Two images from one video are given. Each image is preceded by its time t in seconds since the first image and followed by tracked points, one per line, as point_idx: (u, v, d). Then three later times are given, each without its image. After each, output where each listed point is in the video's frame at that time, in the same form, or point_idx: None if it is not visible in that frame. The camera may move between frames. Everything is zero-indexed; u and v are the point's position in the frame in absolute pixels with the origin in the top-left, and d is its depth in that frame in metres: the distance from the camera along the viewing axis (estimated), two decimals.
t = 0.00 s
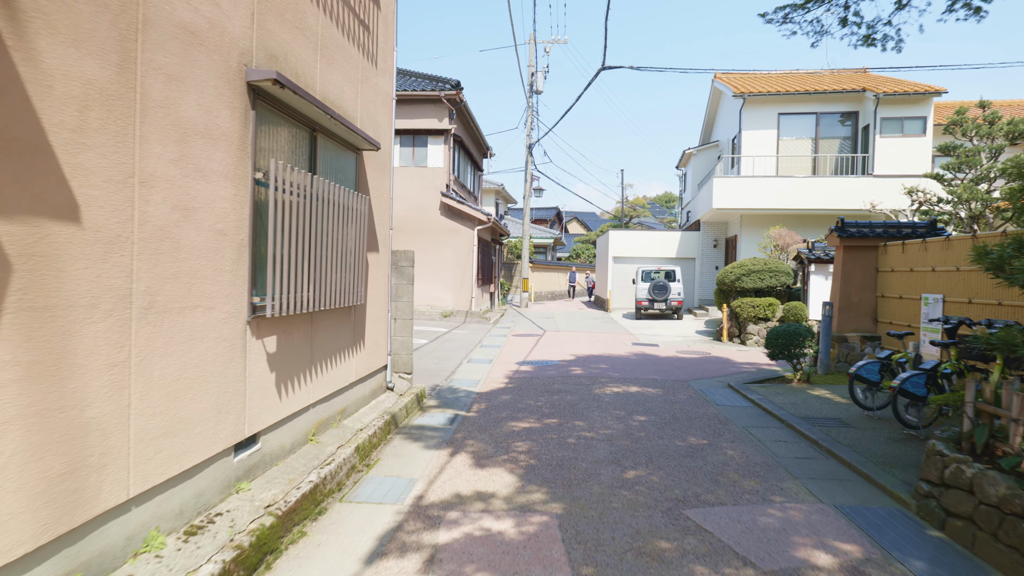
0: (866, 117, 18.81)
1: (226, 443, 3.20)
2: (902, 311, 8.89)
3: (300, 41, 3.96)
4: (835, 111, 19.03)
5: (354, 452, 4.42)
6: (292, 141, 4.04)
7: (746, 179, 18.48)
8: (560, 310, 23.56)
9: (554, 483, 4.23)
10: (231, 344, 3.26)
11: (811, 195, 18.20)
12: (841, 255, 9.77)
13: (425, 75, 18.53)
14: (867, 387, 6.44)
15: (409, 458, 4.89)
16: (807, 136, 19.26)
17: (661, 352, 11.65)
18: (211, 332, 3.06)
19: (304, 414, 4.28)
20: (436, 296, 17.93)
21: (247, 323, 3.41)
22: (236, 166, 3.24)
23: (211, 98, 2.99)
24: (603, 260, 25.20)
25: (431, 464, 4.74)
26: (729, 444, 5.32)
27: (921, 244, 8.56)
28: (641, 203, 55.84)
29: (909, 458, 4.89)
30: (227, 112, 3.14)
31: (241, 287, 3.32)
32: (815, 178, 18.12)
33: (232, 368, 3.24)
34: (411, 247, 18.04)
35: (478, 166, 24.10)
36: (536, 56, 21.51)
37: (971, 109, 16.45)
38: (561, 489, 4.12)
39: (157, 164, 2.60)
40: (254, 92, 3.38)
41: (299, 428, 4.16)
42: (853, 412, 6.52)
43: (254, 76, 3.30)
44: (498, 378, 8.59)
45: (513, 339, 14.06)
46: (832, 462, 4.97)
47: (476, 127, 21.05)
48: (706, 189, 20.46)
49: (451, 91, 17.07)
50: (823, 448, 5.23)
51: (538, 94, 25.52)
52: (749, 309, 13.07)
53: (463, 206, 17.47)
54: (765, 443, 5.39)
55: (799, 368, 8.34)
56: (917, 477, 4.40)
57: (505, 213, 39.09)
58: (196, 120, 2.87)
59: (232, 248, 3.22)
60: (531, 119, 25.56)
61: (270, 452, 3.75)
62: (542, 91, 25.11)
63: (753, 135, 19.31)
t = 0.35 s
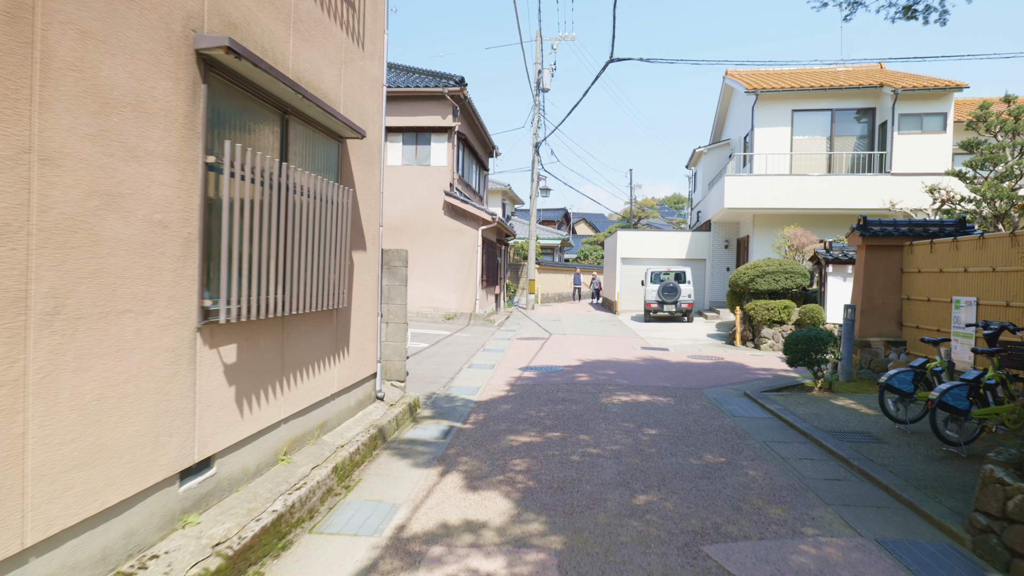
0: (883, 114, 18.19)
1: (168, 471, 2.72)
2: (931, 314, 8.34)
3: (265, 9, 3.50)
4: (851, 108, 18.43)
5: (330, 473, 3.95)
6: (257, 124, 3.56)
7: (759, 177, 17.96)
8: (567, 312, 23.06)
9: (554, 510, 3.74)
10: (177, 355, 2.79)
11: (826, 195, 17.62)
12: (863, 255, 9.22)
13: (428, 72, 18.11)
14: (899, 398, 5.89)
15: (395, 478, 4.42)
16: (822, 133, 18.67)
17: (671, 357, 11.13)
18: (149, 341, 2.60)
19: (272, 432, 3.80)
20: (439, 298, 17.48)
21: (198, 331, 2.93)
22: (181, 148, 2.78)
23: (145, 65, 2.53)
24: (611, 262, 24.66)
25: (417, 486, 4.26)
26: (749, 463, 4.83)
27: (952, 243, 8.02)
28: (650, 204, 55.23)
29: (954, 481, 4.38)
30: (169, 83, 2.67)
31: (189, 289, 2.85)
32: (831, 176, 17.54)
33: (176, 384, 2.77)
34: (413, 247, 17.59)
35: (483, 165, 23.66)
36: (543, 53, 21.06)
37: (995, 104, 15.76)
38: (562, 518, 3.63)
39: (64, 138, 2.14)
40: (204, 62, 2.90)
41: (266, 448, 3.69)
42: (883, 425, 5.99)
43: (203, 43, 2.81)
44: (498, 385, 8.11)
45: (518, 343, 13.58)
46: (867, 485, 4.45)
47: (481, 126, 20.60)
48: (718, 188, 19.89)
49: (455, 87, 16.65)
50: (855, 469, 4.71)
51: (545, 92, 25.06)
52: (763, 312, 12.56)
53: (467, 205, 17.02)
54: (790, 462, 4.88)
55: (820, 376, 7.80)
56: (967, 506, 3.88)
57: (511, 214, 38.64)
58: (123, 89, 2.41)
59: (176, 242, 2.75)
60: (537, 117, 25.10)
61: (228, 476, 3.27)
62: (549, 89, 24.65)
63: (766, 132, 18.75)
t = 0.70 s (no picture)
0: (887, 113, 17.71)
1: (77, 515, 2.28)
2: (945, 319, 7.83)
3: None
4: (854, 107, 18.01)
5: (292, 502, 3.51)
6: (205, 108, 3.13)
7: (761, 177, 17.55)
8: (565, 315, 22.64)
9: (543, 546, 3.31)
10: (94, 376, 2.36)
11: (829, 195, 17.20)
12: (873, 257, 8.76)
13: (422, 68, 17.70)
14: (917, 411, 5.43)
15: (367, 504, 3.99)
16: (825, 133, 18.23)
17: (671, 362, 10.70)
18: (52, 361, 2.17)
19: (224, 458, 3.37)
20: (433, 300, 17.04)
21: (121, 346, 2.48)
22: (98, 130, 2.35)
23: (46, 28, 2.11)
24: (610, 264, 24.24)
25: (392, 515, 3.82)
26: (759, 485, 4.41)
27: (966, 244, 7.49)
28: (650, 205, 54.85)
29: (986, 507, 3.98)
30: (79, 53, 2.24)
31: (109, 297, 2.42)
32: (834, 176, 17.12)
33: (92, 411, 2.33)
34: (407, 248, 17.16)
35: (480, 165, 23.26)
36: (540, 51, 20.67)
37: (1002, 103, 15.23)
38: (551, 556, 3.20)
39: None
40: (129, 31, 2.47)
41: (215, 477, 3.25)
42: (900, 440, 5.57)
43: (126, 8, 2.39)
44: (490, 395, 7.67)
45: (513, 347, 13.14)
46: (890, 511, 4.01)
47: (478, 125, 20.21)
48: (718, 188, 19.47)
49: (449, 84, 16.27)
50: (877, 492, 4.28)
51: (543, 90, 24.65)
52: (767, 316, 12.12)
53: (461, 205, 16.59)
54: (803, 484, 4.45)
55: (830, 385, 7.35)
56: (1006, 539, 3.46)
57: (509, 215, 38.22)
58: (12, 55, 1.98)
59: (91, 243, 2.32)
60: (535, 116, 24.70)
61: (164, 513, 2.82)
62: (547, 88, 24.24)
63: (768, 132, 18.35)
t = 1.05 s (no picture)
0: (870, 113, 17.47)
1: None
2: (939, 323, 7.41)
3: None
4: (838, 106, 17.77)
5: (214, 544, 2.99)
6: (95, 75, 2.61)
7: (744, 177, 17.23)
8: (546, 317, 22.13)
9: None
10: None
11: (813, 195, 16.92)
12: (862, 258, 8.34)
13: (399, 62, 17.15)
14: (921, 424, 4.95)
15: (309, 542, 3.45)
16: (808, 132, 17.98)
17: (654, 367, 10.27)
18: None
19: (129, 494, 2.84)
20: (409, 302, 16.46)
21: None
22: None
23: None
24: (591, 265, 23.80)
25: (336, 555, 3.29)
26: (754, 510, 3.95)
27: (962, 244, 7.07)
28: (632, 206, 54.65)
29: (1005, 535, 3.55)
30: None
31: None
32: (817, 176, 16.85)
33: None
34: (381, 248, 16.53)
35: (459, 163, 22.72)
36: (521, 47, 20.25)
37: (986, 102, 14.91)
38: None
39: None
40: None
41: (113, 519, 2.73)
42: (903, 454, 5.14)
43: None
44: (462, 405, 7.14)
45: (491, 351, 12.62)
46: (901, 542, 3.57)
47: (457, 122, 19.69)
48: (701, 188, 19.13)
49: (426, 78, 15.75)
50: (884, 519, 3.84)
51: (524, 88, 24.17)
52: (752, 319, 11.73)
53: (438, 204, 16.05)
54: (802, 508, 4.01)
55: (822, 393, 6.90)
56: None
57: (490, 215, 37.73)
58: None
59: None
60: (516, 114, 24.23)
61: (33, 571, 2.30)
62: (528, 85, 23.76)
63: (751, 131, 18.05)
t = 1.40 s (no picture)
0: (853, 112, 17.30)
1: None
2: (936, 326, 7.07)
3: None
4: (821, 105, 17.58)
5: None
6: None
7: (728, 176, 16.95)
8: (526, 318, 21.66)
9: None
10: None
11: (797, 195, 16.69)
12: (855, 258, 8.00)
13: (374, 54, 16.57)
14: (932, 436, 4.56)
15: None
16: (791, 132, 17.75)
17: (639, 372, 9.85)
18: None
19: (10, 544, 2.31)
20: (384, 303, 15.87)
21: None
22: None
23: None
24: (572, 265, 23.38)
25: None
26: (759, 539, 3.51)
27: (962, 243, 6.74)
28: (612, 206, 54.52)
29: None
30: None
31: None
32: (801, 176, 16.62)
33: None
34: (355, 247, 15.91)
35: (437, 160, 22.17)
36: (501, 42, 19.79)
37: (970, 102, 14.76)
38: None
39: None
40: None
41: None
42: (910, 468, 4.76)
43: None
44: (436, 415, 6.63)
45: (469, 354, 12.12)
46: None
47: (435, 118, 19.18)
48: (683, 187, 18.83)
49: (402, 71, 15.22)
50: (905, 548, 3.42)
51: (504, 84, 23.70)
52: (738, 321, 11.41)
53: (414, 201, 15.51)
54: (811, 536, 3.58)
55: (817, 400, 6.53)
56: None
57: (469, 215, 37.19)
58: None
59: None
60: (496, 111, 23.75)
61: None
62: (508, 82, 23.29)
63: (733, 129, 17.79)
